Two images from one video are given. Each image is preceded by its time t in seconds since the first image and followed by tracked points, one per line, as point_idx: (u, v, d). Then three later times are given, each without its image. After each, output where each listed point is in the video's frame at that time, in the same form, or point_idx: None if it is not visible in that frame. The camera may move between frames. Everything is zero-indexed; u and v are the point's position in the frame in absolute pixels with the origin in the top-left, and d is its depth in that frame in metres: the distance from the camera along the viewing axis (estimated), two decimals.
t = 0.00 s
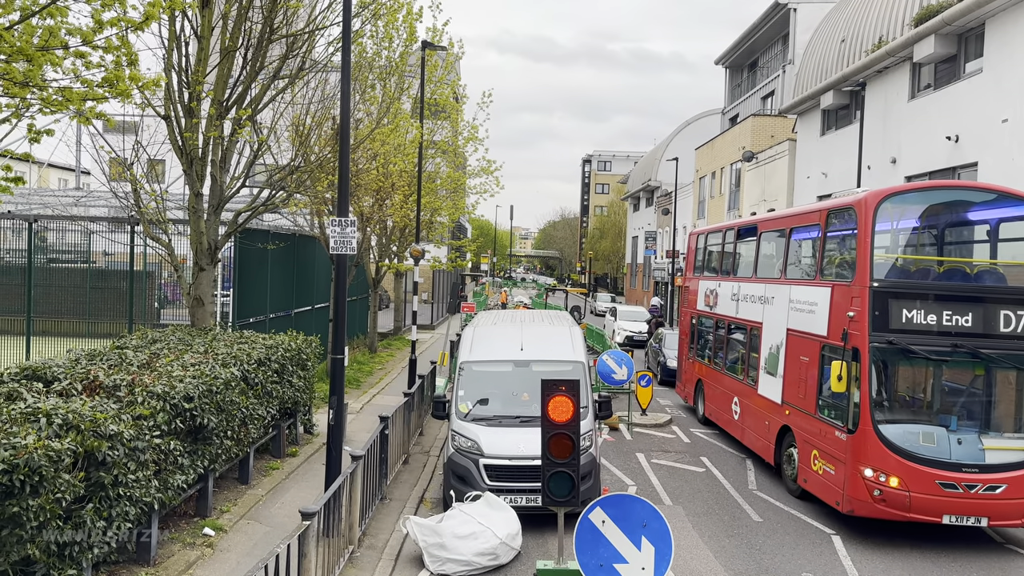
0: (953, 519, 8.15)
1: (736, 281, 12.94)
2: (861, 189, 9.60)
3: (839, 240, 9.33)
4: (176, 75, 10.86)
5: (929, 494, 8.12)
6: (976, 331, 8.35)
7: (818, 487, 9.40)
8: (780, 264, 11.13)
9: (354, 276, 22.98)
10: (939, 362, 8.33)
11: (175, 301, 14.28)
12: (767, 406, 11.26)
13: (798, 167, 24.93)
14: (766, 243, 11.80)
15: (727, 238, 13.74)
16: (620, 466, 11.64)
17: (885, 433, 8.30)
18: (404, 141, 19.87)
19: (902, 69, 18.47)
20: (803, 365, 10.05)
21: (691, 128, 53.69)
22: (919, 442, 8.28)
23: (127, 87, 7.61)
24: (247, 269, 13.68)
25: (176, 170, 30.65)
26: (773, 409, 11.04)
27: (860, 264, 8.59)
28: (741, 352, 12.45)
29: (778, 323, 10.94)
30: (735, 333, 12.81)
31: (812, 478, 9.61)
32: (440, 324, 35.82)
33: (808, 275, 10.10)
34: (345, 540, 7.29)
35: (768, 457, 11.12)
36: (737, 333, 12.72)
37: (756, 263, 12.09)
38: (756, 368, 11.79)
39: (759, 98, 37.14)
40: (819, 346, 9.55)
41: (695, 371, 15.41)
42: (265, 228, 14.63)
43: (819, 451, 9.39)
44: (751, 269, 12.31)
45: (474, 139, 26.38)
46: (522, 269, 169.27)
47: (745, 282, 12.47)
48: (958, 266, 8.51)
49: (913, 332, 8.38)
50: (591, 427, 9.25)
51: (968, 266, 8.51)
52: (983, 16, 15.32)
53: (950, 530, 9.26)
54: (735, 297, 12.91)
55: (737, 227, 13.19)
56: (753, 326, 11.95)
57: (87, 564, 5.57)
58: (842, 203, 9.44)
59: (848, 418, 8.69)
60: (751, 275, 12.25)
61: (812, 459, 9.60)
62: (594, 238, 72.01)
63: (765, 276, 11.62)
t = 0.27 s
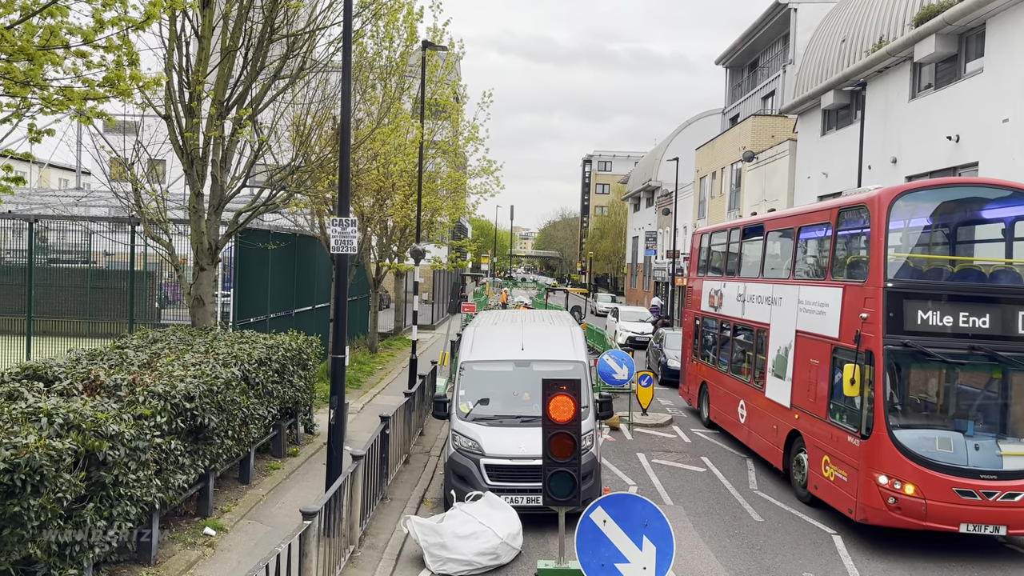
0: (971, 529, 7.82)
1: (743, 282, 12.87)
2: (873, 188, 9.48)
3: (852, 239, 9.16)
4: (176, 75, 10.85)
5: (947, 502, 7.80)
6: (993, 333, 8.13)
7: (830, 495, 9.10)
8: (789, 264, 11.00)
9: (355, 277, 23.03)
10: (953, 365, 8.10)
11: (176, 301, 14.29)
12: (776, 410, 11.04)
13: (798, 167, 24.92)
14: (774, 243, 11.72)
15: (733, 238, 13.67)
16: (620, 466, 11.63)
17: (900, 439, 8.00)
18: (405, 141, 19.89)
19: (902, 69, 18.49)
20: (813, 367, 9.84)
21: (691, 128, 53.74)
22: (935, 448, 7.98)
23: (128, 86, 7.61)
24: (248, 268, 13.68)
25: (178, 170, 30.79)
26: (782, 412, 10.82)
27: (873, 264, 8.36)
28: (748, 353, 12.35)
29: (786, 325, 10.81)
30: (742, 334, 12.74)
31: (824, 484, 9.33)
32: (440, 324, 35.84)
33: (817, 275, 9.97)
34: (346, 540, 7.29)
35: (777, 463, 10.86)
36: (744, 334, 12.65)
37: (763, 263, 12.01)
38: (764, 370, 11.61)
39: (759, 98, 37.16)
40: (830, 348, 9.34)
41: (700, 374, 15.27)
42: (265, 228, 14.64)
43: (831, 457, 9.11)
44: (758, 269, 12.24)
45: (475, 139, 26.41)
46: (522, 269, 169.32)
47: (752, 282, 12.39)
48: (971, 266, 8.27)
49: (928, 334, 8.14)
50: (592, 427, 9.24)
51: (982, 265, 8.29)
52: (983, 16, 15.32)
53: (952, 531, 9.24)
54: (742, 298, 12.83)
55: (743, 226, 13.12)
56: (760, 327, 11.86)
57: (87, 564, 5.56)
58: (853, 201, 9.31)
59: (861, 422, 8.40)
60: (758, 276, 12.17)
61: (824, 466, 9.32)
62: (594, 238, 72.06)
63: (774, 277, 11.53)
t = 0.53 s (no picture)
0: (995, 542, 7.38)
1: (752, 283, 12.57)
2: (888, 185, 9.13)
3: (867, 238, 8.78)
4: (176, 75, 10.85)
5: (969, 515, 7.36)
6: (1017, 337, 7.68)
7: (846, 505, 8.68)
8: (801, 265, 10.67)
9: (355, 277, 23.07)
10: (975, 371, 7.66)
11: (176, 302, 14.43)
12: (786, 415, 10.66)
13: (798, 167, 24.93)
14: (785, 243, 11.41)
15: (744, 238, 13.41)
16: (620, 466, 11.63)
17: (920, 448, 7.55)
18: (405, 142, 19.91)
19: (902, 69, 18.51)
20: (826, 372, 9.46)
21: (691, 128, 53.78)
22: (956, 457, 7.54)
23: (129, 87, 7.60)
24: (248, 268, 13.68)
25: (178, 171, 30.91)
26: (793, 418, 10.43)
27: (890, 264, 7.94)
28: (757, 356, 12.03)
29: (798, 327, 10.48)
30: (751, 336, 12.44)
31: (838, 494, 8.91)
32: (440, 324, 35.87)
33: (830, 275, 9.64)
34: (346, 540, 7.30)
35: (789, 471, 10.44)
36: (752, 336, 12.38)
37: (775, 264, 11.72)
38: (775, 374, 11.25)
39: (759, 98, 37.18)
40: (844, 352, 8.96)
41: (707, 378, 14.97)
42: (266, 228, 14.65)
43: (846, 466, 8.68)
44: (768, 270, 11.94)
45: (475, 139, 26.43)
46: (522, 269, 169.38)
47: (762, 283, 12.08)
48: (992, 267, 7.77)
49: (949, 338, 7.70)
50: (592, 428, 9.23)
51: (1003, 266, 7.78)
52: (984, 16, 15.32)
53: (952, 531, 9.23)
54: (752, 299, 12.53)
55: (754, 226, 12.84)
56: (770, 329, 11.53)
57: (88, 564, 5.56)
58: (867, 198, 8.96)
59: (879, 430, 7.97)
60: (768, 277, 11.86)
61: (839, 475, 8.89)
62: (594, 238, 72.12)
63: (784, 278, 11.20)
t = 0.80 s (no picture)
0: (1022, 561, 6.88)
1: (760, 283, 12.09)
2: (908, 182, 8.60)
3: (886, 238, 8.23)
4: (176, 75, 10.85)
5: (994, 531, 6.86)
6: None
7: (863, 519, 8.17)
8: (812, 265, 10.14)
9: (355, 277, 23.10)
10: (1001, 380, 7.17)
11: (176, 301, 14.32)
12: (797, 422, 10.14)
13: (798, 167, 24.93)
14: (795, 242, 10.91)
15: (750, 237, 12.92)
16: (620, 467, 11.64)
17: (942, 460, 7.05)
18: (405, 142, 19.93)
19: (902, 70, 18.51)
20: (840, 378, 8.94)
21: (691, 128, 53.81)
22: (981, 470, 7.04)
23: (128, 87, 7.60)
24: (248, 269, 13.68)
25: (178, 172, 30.98)
26: (804, 426, 9.91)
27: (911, 268, 7.43)
28: (766, 361, 11.53)
29: (810, 331, 9.95)
30: (759, 339, 11.96)
31: (854, 507, 8.41)
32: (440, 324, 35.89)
33: (844, 278, 9.12)
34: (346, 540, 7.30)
35: (800, 481, 9.93)
36: (760, 339, 11.90)
37: (784, 264, 11.21)
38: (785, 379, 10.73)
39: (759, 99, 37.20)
40: (861, 359, 8.42)
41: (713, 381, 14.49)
42: (266, 228, 14.65)
43: (863, 478, 8.17)
44: (777, 270, 11.43)
45: (475, 139, 26.44)
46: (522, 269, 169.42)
47: (771, 284, 11.58)
48: (1015, 270, 7.26)
49: (973, 345, 7.22)
50: (592, 428, 9.23)
51: None
52: (985, 16, 15.32)
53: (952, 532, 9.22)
54: (760, 300, 12.04)
55: (762, 224, 12.34)
56: (780, 332, 11.03)
57: (88, 564, 5.57)
58: (886, 197, 8.44)
59: (899, 442, 7.47)
60: (777, 277, 11.36)
61: (855, 487, 8.38)
62: (594, 238, 72.18)
63: (794, 279, 10.69)
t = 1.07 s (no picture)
0: None
1: (769, 284, 11.65)
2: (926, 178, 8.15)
3: (904, 237, 7.78)
4: (176, 75, 10.85)
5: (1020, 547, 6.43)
6: None
7: (879, 532, 7.74)
8: (823, 265, 9.68)
9: (355, 277, 23.12)
10: None
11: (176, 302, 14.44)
12: (808, 429, 9.69)
13: (798, 167, 24.93)
14: (806, 242, 10.46)
15: (757, 236, 12.47)
16: (620, 466, 11.63)
17: (965, 472, 6.62)
18: (405, 142, 19.94)
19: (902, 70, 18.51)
20: (854, 383, 8.50)
21: (691, 128, 53.84)
22: (1006, 482, 6.60)
23: (128, 87, 7.60)
24: (248, 269, 13.67)
25: (177, 173, 31.08)
26: (815, 432, 9.46)
27: (932, 270, 7.00)
28: (775, 364, 11.09)
29: (821, 334, 9.50)
30: (768, 342, 11.53)
31: (869, 519, 7.98)
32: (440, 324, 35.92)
33: (858, 279, 8.67)
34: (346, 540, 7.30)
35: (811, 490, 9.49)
36: (769, 342, 11.45)
37: (793, 264, 10.77)
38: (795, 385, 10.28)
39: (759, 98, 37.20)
40: (876, 364, 7.97)
41: (719, 385, 14.05)
42: (266, 228, 14.65)
43: (879, 489, 7.74)
44: (786, 271, 10.99)
45: (475, 139, 26.45)
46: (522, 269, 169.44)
47: (780, 285, 11.14)
48: None
49: (999, 351, 6.78)
50: (592, 428, 9.23)
51: None
52: (984, 16, 15.33)
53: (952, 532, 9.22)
54: (768, 301, 11.61)
55: (769, 223, 11.90)
56: (789, 335, 10.59)
57: (88, 564, 5.57)
58: (903, 195, 7.98)
59: (918, 452, 7.04)
60: (786, 278, 10.92)
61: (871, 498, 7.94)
62: (594, 238, 72.23)
63: (805, 279, 10.24)
